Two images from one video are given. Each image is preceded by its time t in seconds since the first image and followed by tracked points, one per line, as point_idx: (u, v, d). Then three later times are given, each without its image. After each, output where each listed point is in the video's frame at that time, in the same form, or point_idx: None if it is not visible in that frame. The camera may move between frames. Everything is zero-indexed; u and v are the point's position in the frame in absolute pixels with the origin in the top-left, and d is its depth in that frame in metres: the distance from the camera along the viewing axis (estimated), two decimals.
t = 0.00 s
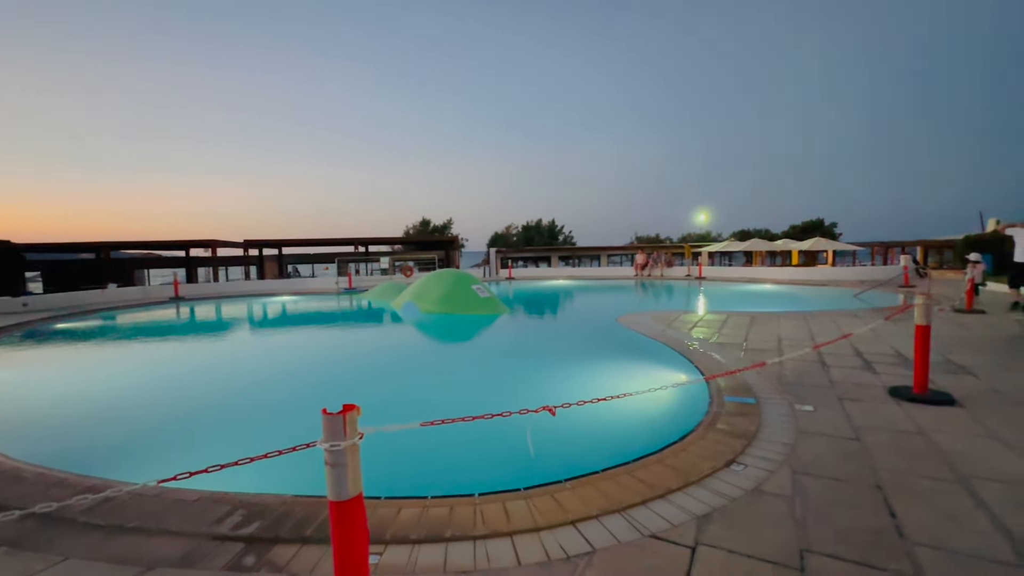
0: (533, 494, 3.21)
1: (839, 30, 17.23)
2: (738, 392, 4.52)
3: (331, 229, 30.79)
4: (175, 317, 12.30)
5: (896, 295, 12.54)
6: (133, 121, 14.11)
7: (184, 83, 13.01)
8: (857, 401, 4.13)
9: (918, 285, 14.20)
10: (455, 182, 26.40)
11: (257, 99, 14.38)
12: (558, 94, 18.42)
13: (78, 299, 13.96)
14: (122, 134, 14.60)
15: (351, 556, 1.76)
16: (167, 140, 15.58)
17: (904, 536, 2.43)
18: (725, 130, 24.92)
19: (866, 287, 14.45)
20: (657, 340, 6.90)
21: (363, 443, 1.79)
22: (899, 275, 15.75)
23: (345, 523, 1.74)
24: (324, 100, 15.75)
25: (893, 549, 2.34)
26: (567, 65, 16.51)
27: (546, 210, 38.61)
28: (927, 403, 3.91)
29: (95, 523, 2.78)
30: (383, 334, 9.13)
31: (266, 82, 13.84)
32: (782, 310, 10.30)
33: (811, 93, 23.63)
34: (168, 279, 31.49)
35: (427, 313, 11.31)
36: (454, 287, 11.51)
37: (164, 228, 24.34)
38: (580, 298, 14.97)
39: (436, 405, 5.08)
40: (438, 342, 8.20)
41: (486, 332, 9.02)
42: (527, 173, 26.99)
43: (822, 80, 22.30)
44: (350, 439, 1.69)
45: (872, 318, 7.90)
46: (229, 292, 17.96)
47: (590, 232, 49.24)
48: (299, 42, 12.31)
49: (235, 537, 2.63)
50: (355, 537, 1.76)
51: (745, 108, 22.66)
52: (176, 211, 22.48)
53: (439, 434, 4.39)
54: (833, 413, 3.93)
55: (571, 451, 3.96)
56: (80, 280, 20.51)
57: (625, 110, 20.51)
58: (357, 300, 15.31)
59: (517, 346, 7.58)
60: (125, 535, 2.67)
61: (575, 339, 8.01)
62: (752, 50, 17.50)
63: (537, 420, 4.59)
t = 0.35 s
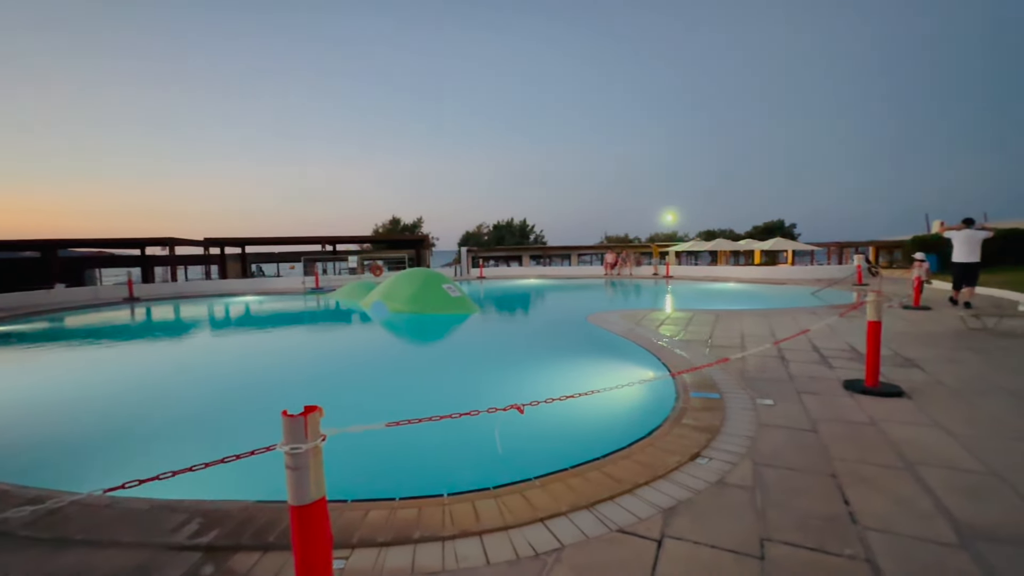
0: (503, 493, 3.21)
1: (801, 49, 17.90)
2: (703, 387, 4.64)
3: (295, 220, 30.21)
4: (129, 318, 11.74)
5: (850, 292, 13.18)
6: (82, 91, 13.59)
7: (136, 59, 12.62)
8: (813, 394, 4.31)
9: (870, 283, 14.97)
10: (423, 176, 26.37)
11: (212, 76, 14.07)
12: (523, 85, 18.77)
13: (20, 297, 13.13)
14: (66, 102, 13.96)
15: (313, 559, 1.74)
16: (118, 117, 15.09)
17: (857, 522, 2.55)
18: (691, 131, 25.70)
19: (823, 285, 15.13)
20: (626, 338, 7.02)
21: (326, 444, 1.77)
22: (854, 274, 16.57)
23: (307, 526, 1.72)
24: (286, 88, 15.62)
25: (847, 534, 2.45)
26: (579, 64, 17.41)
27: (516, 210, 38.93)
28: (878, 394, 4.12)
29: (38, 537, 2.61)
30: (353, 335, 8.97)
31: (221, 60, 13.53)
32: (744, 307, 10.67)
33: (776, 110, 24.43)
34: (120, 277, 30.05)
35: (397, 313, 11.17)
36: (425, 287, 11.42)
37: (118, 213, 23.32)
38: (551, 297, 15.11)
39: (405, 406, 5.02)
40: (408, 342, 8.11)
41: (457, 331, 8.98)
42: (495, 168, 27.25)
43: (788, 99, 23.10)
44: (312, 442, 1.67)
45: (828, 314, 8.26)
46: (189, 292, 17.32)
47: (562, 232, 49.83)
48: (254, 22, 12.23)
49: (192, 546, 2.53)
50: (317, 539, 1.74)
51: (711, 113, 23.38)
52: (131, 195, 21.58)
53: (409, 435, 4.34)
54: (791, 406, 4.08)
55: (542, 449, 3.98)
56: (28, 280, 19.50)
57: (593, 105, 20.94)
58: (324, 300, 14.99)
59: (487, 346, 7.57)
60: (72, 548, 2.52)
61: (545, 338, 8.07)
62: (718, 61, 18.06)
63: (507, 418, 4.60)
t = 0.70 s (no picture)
0: (475, 494, 3.19)
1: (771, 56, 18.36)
2: (673, 384, 4.72)
3: (263, 217, 29.44)
4: (84, 320, 11.18)
5: (813, 291, 13.70)
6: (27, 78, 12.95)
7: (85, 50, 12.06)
8: (779, 389, 4.45)
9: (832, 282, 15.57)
10: (395, 174, 26.08)
11: (169, 78, 13.65)
12: (492, 82, 18.92)
13: None
14: (7, 89, 13.24)
15: (274, 565, 1.71)
16: (66, 106, 14.44)
17: (817, 512, 2.64)
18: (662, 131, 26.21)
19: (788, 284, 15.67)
20: (600, 336, 7.08)
21: (289, 447, 1.74)
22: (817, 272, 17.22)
23: (268, 531, 1.68)
24: (248, 89, 15.29)
25: (808, 524, 2.53)
26: (559, 62, 17.67)
27: (490, 209, 38.90)
28: (839, 389, 4.27)
29: None
30: (324, 335, 8.77)
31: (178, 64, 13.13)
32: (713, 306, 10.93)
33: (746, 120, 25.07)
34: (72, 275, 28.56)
35: (369, 313, 10.99)
36: (398, 287, 11.27)
37: (70, 210, 22.22)
38: (525, 296, 15.13)
39: (376, 407, 4.95)
40: (380, 343, 7.97)
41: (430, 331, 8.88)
42: (469, 166, 27.21)
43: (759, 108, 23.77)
44: (273, 445, 1.63)
45: (792, 312, 8.54)
46: (149, 292, 16.67)
47: (537, 231, 50.04)
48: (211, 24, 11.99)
49: (148, 558, 2.42)
50: (278, 542, 1.71)
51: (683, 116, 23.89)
52: (85, 191, 20.56)
53: (382, 435, 4.29)
54: (757, 402, 4.20)
55: (515, 448, 3.98)
56: None
57: (566, 102, 21.18)
58: (295, 300, 14.64)
59: (461, 345, 7.53)
60: (16, 563, 2.38)
61: (519, 337, 8.05)
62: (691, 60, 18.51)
63: (481, 417, 4.58)
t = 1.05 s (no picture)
0: (447, 496, 3.16)
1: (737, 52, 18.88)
2: (645, 382, 4.80)
3: (228, 218, 28.49)
4: (32, 324, 10.55)
5: (777, 291, 14.19)
6: None
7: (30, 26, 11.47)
8: (745, 386, 4.57)
9: (796, 282, 16.16)
10: (367, 175, 25.71)
11: (119, 65, 13.05)
12: (462, 81, 18.92)
13: None
14: None
15: None
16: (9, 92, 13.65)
17: (781, 505, 2.72)
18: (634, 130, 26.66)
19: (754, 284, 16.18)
20: (573, 336, 7.14)
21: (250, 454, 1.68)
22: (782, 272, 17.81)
23: (227, 544, 1.62)
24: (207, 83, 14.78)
25: (773, 518, 2.60)
26: (530, 58, 17.76)
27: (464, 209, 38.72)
28: (801, 385, 4.43)
29: None
30: (294, 337, 8.54)
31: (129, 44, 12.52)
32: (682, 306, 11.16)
33: (717, 115, 25.86)
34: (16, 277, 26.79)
35: (341, 314, 10.78)
36: (370, 287, 11.08)
37: (17, 206, 20.96)
38: (500, 297, 15.13)
39: (347, 410, 4.86)
40: (352, 344, 7.81)
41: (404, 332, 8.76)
42: (442, 166, 27.04)
43: (728, 106, 24.49)
44: (233, 452, 1.57)
45: (757, 311, 8.80)
46: (106, 293, 15.90)
47: (511, 232, 50.03)
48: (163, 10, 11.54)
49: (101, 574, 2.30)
50: (239, 554, 1.65)
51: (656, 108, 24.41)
52: (32, 187, 19.42)
53: (353, 440, 4.20)
54: (724, 399, 4.30)
55: (488, 450, 3.97)
56: None
57: (539, 96, 21.29)
58: (263, 302, 14.21)
59: (434, 346, 7.46)
60: None
61: (492, 338, 8.03)
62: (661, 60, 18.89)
63: (455, 419, 4.54)
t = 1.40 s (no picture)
0: (413, 501, 3.11)
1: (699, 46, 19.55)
2: (613, 382, 4.86)
3: (187, 215, 27.42)
4: None
5: (741, 290, 14.65)
6: None
7: None
8: (710, 384, 4.69)
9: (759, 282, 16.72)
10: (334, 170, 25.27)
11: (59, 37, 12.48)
12: (428, 76, 18.85)
13: None
14: None
15: None
16: None
17: (743, 500, 2.79)
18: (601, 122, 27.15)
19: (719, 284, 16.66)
20: (543, 336, 7.18)
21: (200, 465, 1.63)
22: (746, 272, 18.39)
23: (174, 560, 1.56)
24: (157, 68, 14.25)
25: (735, 513, 2.67)
26: (494, 47, 17.94)
27: (435, 207, 38.47)
28: (763, 382, 4.57)
29: None
30: (259, 340, 8.28)
31: (69, 13, 11.92)
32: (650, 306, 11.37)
33: (684, 111, 26.52)
34: None
35: (308, 316, 10.52)
36: (338, 288, 10.86)
37: None
38: (471, 297, 15.11)
39: (312, 414, 4.74)
40: (318, 347, 7.63)
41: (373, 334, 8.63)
42: (410, 163, 26.83)
43: (693, 101, 25.24)
44: (180, 464, 1.52)
45: (721, 311, 9.05)
46: (53, 295, 15.06)
47: (483, 232, 49.95)
48: None
49: None
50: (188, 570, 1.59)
51: (625, 103, 24.80)
52: None
53: (319, 445, 4.10)
54: (690, 397, 4.40)
55: (457, 452, 3.94)
56: None
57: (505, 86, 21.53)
58: (226, 304, 13.72)
59: (402, 348, 7.37)
60: None
61: (462, 339, 8.00)
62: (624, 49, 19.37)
63: (424, 421, 4.49)
